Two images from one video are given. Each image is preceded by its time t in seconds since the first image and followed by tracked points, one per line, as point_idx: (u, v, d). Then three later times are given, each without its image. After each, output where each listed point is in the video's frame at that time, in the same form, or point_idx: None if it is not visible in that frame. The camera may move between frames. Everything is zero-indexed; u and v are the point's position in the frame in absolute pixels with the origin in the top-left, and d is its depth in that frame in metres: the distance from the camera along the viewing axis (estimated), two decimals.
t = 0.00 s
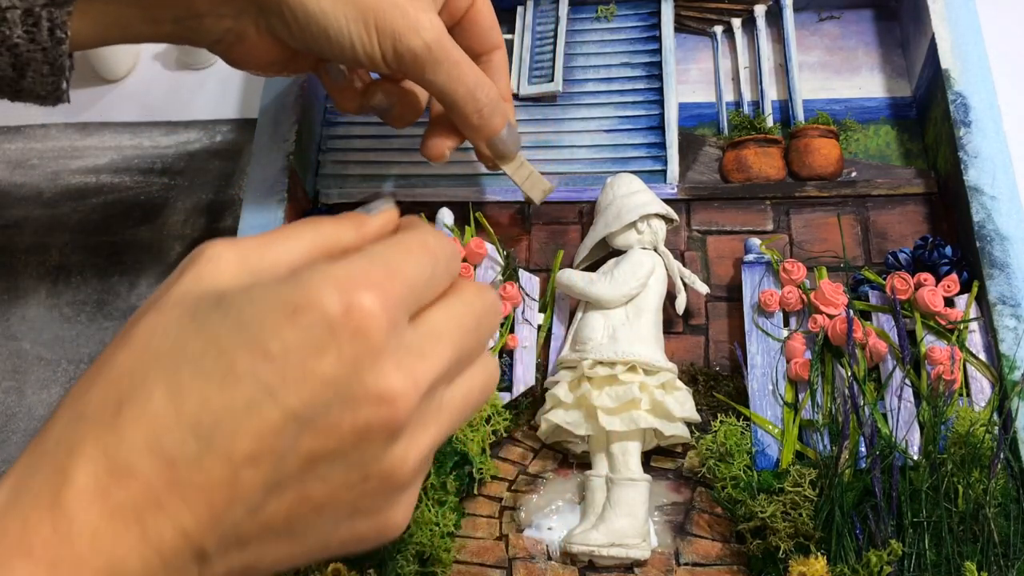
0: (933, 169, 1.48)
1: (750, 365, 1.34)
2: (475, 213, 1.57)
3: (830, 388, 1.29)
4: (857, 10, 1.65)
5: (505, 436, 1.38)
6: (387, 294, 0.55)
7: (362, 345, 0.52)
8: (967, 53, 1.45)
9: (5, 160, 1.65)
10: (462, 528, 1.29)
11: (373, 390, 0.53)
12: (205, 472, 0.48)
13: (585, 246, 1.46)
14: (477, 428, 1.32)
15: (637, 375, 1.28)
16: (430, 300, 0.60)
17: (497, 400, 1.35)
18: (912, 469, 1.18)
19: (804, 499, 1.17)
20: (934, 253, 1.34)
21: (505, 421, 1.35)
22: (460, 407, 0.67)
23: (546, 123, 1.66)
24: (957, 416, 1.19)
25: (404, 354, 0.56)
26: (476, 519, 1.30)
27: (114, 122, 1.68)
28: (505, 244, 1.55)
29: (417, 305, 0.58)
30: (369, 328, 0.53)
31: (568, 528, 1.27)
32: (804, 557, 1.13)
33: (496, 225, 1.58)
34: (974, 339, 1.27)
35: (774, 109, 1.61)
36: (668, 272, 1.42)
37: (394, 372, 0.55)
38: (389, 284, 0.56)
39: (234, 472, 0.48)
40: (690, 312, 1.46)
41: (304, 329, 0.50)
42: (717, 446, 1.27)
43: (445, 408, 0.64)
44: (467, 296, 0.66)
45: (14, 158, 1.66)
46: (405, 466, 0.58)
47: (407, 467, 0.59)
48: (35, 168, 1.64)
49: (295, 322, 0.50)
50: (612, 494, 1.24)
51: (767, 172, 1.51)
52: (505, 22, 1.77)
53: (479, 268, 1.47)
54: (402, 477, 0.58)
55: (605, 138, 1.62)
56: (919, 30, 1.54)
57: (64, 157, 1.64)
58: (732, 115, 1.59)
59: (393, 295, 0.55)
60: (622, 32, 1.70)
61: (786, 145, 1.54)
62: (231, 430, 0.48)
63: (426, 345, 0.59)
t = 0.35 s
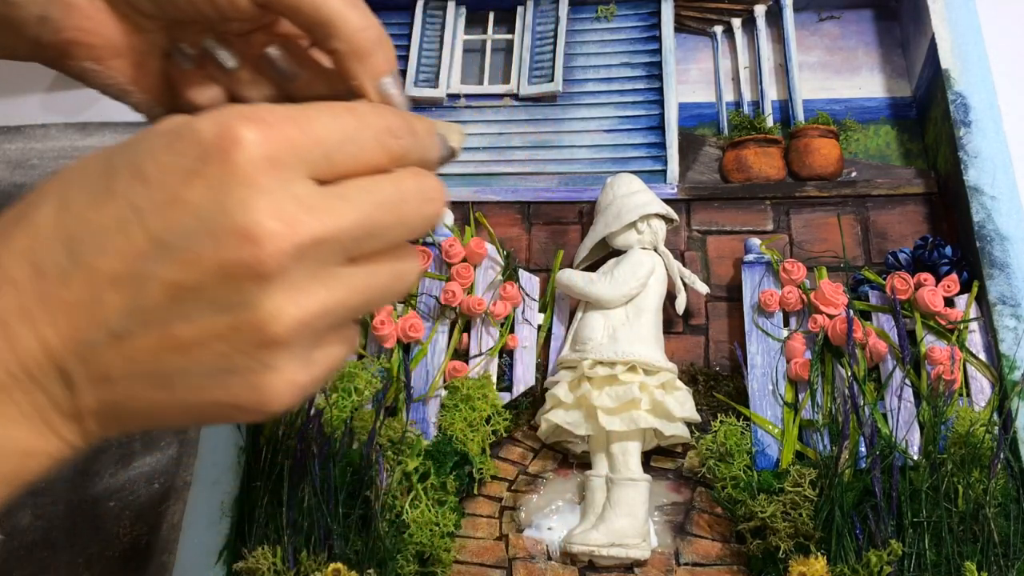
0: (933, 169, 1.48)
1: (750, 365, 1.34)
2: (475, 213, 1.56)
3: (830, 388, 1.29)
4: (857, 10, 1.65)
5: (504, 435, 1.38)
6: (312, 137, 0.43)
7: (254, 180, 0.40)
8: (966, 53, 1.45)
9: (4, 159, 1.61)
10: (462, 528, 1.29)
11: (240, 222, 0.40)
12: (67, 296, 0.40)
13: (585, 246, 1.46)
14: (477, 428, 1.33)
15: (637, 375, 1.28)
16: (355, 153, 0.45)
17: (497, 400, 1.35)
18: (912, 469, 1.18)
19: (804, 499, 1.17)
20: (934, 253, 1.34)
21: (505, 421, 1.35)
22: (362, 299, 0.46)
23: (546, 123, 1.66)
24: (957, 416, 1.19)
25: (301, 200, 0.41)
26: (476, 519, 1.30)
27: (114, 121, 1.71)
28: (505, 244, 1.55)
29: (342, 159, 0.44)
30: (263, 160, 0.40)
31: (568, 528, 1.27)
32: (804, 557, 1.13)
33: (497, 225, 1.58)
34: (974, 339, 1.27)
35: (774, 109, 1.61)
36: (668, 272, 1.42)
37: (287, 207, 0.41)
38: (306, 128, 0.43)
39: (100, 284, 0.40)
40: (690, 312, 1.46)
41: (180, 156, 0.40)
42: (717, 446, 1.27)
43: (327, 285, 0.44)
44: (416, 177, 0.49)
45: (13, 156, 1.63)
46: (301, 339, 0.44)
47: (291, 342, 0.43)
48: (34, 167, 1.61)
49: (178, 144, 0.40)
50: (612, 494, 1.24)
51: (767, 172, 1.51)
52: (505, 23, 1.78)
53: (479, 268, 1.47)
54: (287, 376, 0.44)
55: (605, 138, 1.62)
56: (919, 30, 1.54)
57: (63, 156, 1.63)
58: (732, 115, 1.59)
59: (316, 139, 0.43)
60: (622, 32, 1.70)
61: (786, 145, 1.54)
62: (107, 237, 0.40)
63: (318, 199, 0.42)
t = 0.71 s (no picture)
0: (933, 169, 1.48)
1: (750, 365, 1.34)
2: (475, 213, 1.56)
3: (830, 388, 1.29)
4: (857, 10, 1.65)
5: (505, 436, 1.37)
6: (64, 110, 0.51)
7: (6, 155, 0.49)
8: (967, 53, 1.44)
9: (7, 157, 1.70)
10: (462, 528, 1.29)
11: None
12: None
13: (585, 246, 1.46)
14: (477, 428, 1.33)
15: (637, 375, 1.28)
16: (125, 126, 0.53)
17: (497, 400, 1.35)
18: (911, 469, 1.18)
19: (804, 499, 1.17)
20: (934, 253, 1.33)
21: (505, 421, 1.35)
22: (129, 286, 0.55)
23: (546, 122, 1.65)
24: (957, 416, 1.19)
25: (43, 178, 0.50)
26: (476, 519, 1.30)
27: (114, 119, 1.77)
28: (505, 244, 1.55)
29: (101, 129, 0.52)
30: None
31: (568, 528, 1.27)
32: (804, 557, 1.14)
33: (496, 225, 1.58)
34: (974, 339, 1.27)
35: (774, 109, 1.61)
36: (668, 272, 1.42)
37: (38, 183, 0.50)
38: (59, 101, 0.50)
39: None
40: (690, 312, 1.46)
41: None
42: (717, 446, 1.26)
43: (88, 275, 0.53)
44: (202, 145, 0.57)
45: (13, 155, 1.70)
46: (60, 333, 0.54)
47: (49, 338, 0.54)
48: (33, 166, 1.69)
49: None
50: (612, 494, 1.24)
51: (767, 173, 1.51)
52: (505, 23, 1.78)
53: (479, 268, 1.47)
54: (44, 367, 0.54)
55: (605, 138, 1.62)
56: (919, 30, 1.54)
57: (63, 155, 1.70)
58: (732, 115, 1.60)
59: (72, 109, 0.51)
60: (622, 31, 1.70)
61: (786, 145, 1.54)
62: None
63: (71, 176, 0.51)
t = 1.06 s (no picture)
0: (933, 169, 1.48)
1: (750, 365, 1.34)
2: (475, 213, 1.56)
3: (830, 388, 1.29)
4: (857, 10, 1.65)
5: (505, 435, 1.37)
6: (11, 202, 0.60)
7: None
8: (967, 53, 1.44)
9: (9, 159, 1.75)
10: (462, 528, 1.29)
11: None
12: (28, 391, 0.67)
13: (585, 246, 1.45)
14: (477, 428, 1.33)
15: (637, 375, 1.28)
16: (83, 205, 0.62)
17: (497, 400, 1.35)
18: (911, 469, 1.18)
19: (804, 499, 1.17)
20: (934, 253, 1.33)
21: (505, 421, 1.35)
22: (90, 375, 0.61)
23: (546, 122, 1.65)
24: (957, 416, 1.19)
25: None
26: (476, 519, 1.30)
27: (114, 122, 1.79)
28: (505, 244, 1.55)
29: (51, 214, 0.62)
30: None
31: (568, 528, 1.27)
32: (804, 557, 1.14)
33: (496, 225, 1.58)
34: (974, 339, 1.27)
35: (774, 109, 1.61)
36: (668, 272, 1.42)
37: None
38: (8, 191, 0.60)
39: None
40: (690, 312, 1.46)
41: None
42: (717, 446, 1.26)
43: (43, 365, 0.60)
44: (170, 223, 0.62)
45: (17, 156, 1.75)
46: (26, 438, 0.64)
47: (19, 442, 0.64)
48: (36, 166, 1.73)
49: None
50: (612, 494, 1.24)
51: (767, 172, 1.51)
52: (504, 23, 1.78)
53: (479, 268, 1.47)
54: (11, 471, 0.65)
55: (605, 138, 1.62)
56: (919, 30, 1.54)
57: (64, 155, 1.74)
58: (732, 115, 1.60)
59: (21, 199, 0.61)
60: (622, 32, 1.70)
61: (786, 145, 1.54)
62: None
63: (18, 262, 0.59)
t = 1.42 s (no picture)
0: (933, 169, 1.48)
1: (750, 365, 1.34)
2: (475, 213, 1.57)
3: (830, 388, 1.29)
4: (857, 10, 1.65)
5: (504, 435, 1.37)
6: (231, 75, 0.53)
7: (195, 97, 0.52)
8: (966, 53, 1.44)
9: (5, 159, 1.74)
10: (462, 528, 1.29)
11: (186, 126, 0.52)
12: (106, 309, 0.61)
13: (585, 246, 1.45)
14: (477, 428, 1.33)
15: (637, 375, 1.28)
16: (286, 91, 0.55)
17: (497, 400, 1.35)
18: (911, 469, 1.19)
19: (804, 499, 1.17)
20: (934, 253, 1.34)
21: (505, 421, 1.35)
22: (267, 228, 0.55)
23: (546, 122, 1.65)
24: (957, 416, 1.19)
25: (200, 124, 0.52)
26: (476, 519, 1.30)
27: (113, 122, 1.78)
28: (505, 244, 1.56)
29: (264, 90, 0.54)
30: (167, 84, 0.52)
31: (568, 528, 1.27)
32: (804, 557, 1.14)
33: (497, 225, 1.58)
34: (974, 339, 1.27)
35: (774, 109, 1.61)
36: (668, 272, 1.43)
37: (198, 128, 0.52)
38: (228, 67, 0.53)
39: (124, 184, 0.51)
40: (690, 312, 1.46)
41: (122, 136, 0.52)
42: (717, 445, 1.26)
43: (235, 211, 0.54)
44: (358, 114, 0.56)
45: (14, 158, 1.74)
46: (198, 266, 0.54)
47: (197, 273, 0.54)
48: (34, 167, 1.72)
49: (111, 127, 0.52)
50: (612, 494, 1.24)
51: (767, 172, 1.51)
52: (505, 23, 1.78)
53: (478, 268, 1.47)
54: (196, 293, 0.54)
55: (605, 138, 1.62)
56: (919, 30, 1.54)
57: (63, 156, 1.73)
58: (732, 115, 1.60)
59: (239, 74, 0.54)
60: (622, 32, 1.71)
61: (786, 145, 1.54)
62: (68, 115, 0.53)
63: (236, 128, 0.53)
